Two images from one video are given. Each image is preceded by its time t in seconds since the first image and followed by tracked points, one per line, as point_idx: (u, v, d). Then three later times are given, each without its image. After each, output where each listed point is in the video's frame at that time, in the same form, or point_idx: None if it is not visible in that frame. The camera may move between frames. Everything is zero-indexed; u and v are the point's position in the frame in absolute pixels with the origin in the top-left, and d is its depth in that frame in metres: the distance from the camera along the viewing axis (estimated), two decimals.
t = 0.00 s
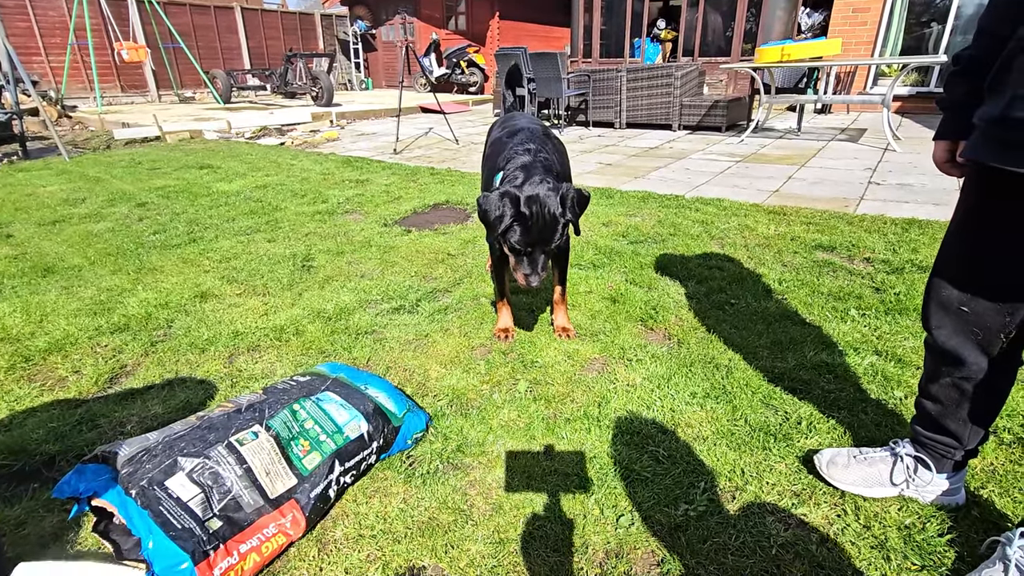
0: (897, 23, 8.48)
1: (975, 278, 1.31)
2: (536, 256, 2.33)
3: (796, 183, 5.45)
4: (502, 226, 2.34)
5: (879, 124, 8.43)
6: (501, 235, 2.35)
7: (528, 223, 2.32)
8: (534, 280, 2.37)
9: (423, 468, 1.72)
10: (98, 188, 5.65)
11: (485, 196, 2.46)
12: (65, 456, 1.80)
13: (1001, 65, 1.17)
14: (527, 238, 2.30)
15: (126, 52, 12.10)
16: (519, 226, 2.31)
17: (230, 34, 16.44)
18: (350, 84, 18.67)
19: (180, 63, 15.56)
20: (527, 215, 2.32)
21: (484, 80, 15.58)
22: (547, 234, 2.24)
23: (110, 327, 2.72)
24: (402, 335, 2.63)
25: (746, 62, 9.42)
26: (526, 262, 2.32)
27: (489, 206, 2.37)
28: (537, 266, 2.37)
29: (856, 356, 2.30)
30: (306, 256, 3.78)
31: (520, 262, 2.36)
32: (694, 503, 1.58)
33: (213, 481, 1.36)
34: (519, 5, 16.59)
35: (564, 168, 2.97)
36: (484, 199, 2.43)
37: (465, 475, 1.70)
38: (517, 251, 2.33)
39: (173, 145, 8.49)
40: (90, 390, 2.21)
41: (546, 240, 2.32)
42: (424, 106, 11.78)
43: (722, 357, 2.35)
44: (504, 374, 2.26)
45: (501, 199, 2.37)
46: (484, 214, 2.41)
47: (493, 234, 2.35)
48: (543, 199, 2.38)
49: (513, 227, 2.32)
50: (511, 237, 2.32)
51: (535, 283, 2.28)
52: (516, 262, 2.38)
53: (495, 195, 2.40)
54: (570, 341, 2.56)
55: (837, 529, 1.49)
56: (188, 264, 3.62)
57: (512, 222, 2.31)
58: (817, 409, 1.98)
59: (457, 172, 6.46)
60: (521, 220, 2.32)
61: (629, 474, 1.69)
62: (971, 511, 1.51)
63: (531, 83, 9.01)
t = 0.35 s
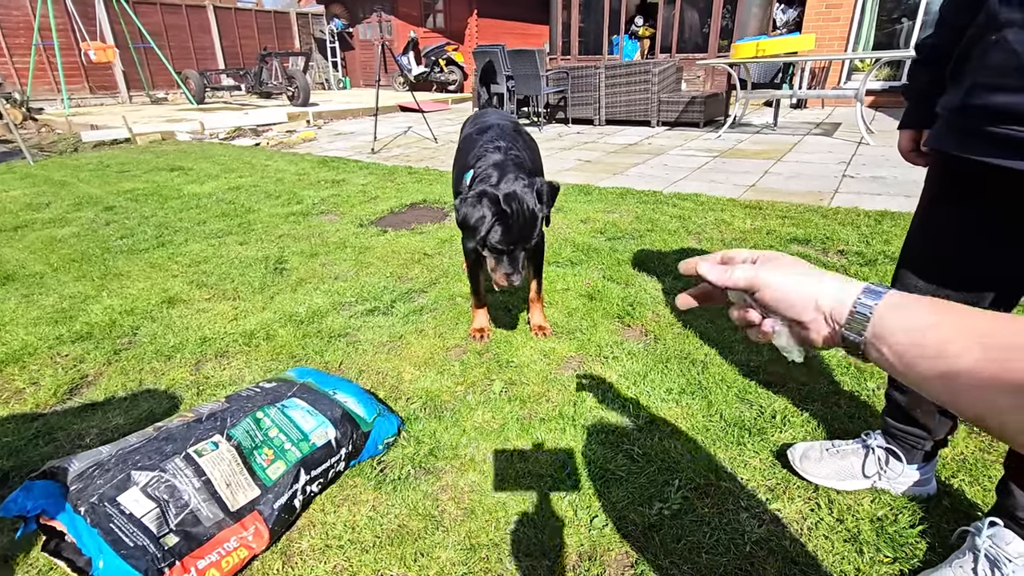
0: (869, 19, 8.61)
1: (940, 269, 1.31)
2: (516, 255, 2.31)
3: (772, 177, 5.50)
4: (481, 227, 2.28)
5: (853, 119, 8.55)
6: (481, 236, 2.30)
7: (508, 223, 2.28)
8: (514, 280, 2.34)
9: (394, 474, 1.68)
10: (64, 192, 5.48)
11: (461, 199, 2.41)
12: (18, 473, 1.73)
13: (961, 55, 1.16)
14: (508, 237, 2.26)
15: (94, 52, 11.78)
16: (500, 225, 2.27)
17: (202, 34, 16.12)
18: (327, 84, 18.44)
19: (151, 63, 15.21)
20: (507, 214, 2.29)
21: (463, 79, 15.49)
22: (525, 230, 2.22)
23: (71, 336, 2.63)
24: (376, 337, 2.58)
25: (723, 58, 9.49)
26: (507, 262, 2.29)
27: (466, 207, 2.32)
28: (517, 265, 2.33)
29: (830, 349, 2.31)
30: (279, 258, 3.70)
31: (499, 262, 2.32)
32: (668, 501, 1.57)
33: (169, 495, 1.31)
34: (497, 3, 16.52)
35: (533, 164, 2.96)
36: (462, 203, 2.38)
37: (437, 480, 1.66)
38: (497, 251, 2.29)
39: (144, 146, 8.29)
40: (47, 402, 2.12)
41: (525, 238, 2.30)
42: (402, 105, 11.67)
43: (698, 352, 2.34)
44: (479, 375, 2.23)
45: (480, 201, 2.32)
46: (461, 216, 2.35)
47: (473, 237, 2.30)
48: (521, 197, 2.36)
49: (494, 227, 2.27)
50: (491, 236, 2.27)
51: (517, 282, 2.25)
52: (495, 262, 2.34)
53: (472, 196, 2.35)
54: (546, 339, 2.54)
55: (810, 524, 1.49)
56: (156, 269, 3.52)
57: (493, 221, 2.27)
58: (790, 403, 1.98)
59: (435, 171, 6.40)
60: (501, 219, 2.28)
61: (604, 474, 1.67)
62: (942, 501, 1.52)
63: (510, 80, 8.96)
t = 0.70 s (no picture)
0: None
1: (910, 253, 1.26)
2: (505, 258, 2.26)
3: (751, 161, 5.47)
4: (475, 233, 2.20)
5: (829, 98, 8.56)
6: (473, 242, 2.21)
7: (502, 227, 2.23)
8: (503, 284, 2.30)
9: (366, 493, 1.62)
10: (30, 214, 5.33)
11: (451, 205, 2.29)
12: None
13: (921, 29, 1.12)
14: (503, 241, 2.21)
15: (59, 68, 11.51)
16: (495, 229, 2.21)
17: (171, 44, 15.82)
18: (303, 88, 18.21)
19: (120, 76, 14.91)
20: (502, 218, 2.23)
21: (440, 77, 15.37)
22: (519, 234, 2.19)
23: (34, 365, 2.54)
24: (350, 348, 2.51)
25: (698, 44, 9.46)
26: (495, 267, 2.24)
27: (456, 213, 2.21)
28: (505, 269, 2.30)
29: (810, 335, 2.27)
30: (252, 271, 3.61)
31: (488, 267, 2.26)
32: (647, 506, 1.52)
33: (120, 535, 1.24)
34: None
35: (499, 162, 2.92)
36: (453, 212, 2.27)
37: (409, 497, 1.61)
38: (489, 256, 2.23)
39: (114, 162, 8.11)
40: (5, 437, 2.04)
41: (516, 241, 2.28)
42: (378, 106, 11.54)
43: (678, 346, 2.30)
44: (455, 383, 2.17)
45: (473, 208, 2.22)
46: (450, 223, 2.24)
47: (466, 245, 2.20)
48: (511, 199, 2.32)
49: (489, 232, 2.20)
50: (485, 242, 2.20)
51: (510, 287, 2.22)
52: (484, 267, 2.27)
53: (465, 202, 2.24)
54: (524, 341, 2.49)
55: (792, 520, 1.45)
56: (124, 289, 3.42)
57: (487, 226, 2.20)
58: (771, 394, 1.95)
59: (412, 172, 6.31)
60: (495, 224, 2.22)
61: (582, 480, 1.63)
62: (924, 488, 1.49)
63: (485, 76, 8.86)
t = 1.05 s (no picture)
0: None
1: (920, 240, 1.27)
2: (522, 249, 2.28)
3: (754, 155, 5.47)
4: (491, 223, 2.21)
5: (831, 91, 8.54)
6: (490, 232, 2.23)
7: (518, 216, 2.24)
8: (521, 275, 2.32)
9: (380, 487, 1.64)
10: (36, 218, 5.36)
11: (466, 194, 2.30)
12: None
13: (932, 16, 1.12)
14: (519, 230, 2.23)
15: (61, 72, 11.55)
16: (512, 218, 2.22)
17: (172, 47, 15.86)
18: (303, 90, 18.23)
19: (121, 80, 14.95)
20: (518, 207, 2.25)
21: (440, 76, 15.38)
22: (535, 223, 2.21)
23: (45, 366, 2.56)
24: (358, 346, 2.53)
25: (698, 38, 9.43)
26: (514, 258, 2.25)
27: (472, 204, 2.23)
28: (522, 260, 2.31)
29: (817, 326, 2.27)
30: (258, 271, 3.63)
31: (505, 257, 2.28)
32: (659, 496, 1.53)
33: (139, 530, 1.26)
34: None
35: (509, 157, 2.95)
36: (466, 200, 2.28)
37: (422, 490, 1.62)
38: (507, 246, 2.25)
39: (118, 166, 8.14)
40: (19, 438, 2.06)
41: (532, 231, 2.29)
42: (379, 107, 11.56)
43: (686, 339, 2.30)
44: (464, 378, 2.18)
45: (487, 196, 2.25)
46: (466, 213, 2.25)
47: (481, 233, 2.23)
48: (526, 189, 2.34)
49: (505, 221, 2.22)
50: (502, 231, 2.21)
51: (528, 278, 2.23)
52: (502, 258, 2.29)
53: (480, 191, 2.26)
54: (532, 336, 2.50)
55: (805, 508, 1.46)
56: (132, 291, 3.44)
57: (503, 216, 2.21)
58: (780, 384, 1.95)
59: (415, 171, 6.33)
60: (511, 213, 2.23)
61: (594, 472, 1.64)
62: (936, 475, 1.49)
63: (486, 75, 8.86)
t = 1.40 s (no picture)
0: None
1: (928, 240, 1.25)
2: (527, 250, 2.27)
3: (756, 156, 5.46)
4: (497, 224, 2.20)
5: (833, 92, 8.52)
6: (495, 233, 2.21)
7: (523, 218, 2.23)
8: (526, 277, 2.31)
9: (382, 491, 1.63)
10: (39, 221, 5.37)
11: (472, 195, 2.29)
12: None
13: (941, 14, 1.11)
14: (524, 232, 2.22)
15: (65, 76, 11.59)
16: (517, 219, 2.21)
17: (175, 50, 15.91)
18: (305, 93, 18.27)
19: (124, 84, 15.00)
20: (523, 208, 2.24)
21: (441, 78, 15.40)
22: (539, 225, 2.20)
23: (47, 369, 2.56)
24: (360, 349, 2.52)
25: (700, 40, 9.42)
26: (518, 260, 2.25)
27: (477, 204, 2.22)
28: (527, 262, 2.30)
29: (822, 328, 2.26)
30: (260, 274, 3.62)
31: (510, 259, 2.27)
32: (663, 500, 1.52)
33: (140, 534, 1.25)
34: None
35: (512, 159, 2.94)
36: (472, 201, 2.27)
37: (425, 494, 1.61)
38: (512, 247, 2.24)
39: (121, 169, 8.16)
40: (21, 441, 2.05)
41: (537, 233, 2.28)
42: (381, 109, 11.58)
43: (689, 341, 2.29)
44: (466, 381, 2.17)
45: (492, 197, 2.23)
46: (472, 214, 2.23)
47: (486, 234, 2.21)
48: (530, 190, 2.33)
49: (510, 222, 2.21)
50: (507, 232, 2.21)
51: (531, 280, 2.23)
52: (507, 259, 2.28)
53: (484, 191, 2.24)
54: (534, 339, 2.48)
55: (811, 513, 1.44)
56: (135, 294, 3.44)
57: (508, 217, 2.20)
58: (784, 387, 1.93)
59: (417, 173, 6.33)
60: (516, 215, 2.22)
61: (597, 476, 1.62)
62: (944, 479, 1.48)
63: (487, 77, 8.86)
